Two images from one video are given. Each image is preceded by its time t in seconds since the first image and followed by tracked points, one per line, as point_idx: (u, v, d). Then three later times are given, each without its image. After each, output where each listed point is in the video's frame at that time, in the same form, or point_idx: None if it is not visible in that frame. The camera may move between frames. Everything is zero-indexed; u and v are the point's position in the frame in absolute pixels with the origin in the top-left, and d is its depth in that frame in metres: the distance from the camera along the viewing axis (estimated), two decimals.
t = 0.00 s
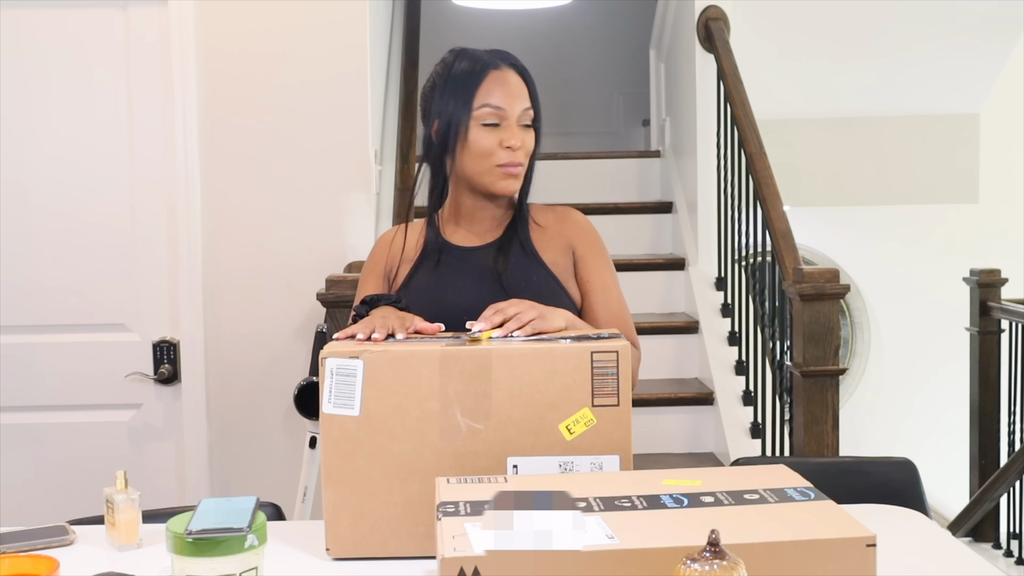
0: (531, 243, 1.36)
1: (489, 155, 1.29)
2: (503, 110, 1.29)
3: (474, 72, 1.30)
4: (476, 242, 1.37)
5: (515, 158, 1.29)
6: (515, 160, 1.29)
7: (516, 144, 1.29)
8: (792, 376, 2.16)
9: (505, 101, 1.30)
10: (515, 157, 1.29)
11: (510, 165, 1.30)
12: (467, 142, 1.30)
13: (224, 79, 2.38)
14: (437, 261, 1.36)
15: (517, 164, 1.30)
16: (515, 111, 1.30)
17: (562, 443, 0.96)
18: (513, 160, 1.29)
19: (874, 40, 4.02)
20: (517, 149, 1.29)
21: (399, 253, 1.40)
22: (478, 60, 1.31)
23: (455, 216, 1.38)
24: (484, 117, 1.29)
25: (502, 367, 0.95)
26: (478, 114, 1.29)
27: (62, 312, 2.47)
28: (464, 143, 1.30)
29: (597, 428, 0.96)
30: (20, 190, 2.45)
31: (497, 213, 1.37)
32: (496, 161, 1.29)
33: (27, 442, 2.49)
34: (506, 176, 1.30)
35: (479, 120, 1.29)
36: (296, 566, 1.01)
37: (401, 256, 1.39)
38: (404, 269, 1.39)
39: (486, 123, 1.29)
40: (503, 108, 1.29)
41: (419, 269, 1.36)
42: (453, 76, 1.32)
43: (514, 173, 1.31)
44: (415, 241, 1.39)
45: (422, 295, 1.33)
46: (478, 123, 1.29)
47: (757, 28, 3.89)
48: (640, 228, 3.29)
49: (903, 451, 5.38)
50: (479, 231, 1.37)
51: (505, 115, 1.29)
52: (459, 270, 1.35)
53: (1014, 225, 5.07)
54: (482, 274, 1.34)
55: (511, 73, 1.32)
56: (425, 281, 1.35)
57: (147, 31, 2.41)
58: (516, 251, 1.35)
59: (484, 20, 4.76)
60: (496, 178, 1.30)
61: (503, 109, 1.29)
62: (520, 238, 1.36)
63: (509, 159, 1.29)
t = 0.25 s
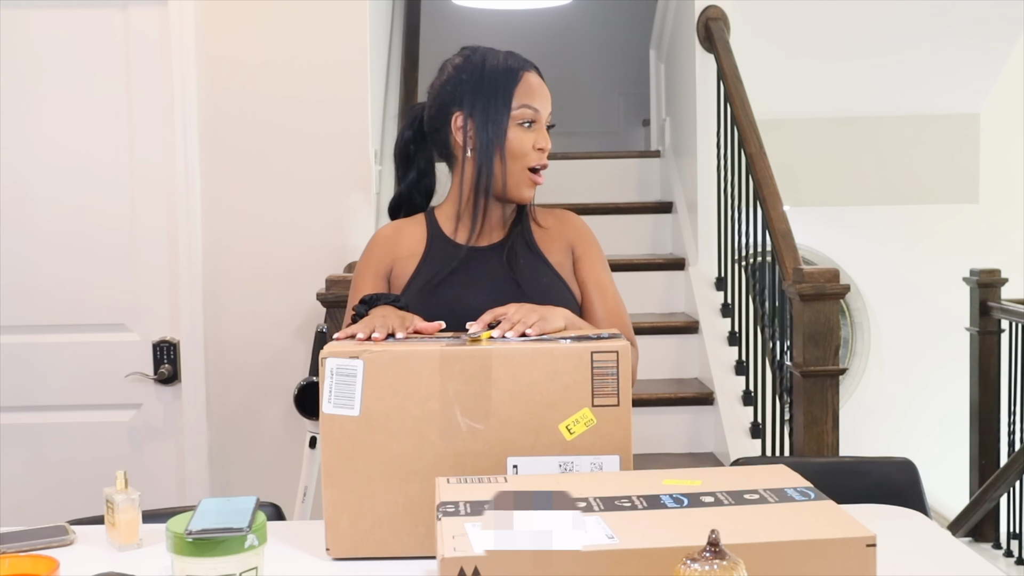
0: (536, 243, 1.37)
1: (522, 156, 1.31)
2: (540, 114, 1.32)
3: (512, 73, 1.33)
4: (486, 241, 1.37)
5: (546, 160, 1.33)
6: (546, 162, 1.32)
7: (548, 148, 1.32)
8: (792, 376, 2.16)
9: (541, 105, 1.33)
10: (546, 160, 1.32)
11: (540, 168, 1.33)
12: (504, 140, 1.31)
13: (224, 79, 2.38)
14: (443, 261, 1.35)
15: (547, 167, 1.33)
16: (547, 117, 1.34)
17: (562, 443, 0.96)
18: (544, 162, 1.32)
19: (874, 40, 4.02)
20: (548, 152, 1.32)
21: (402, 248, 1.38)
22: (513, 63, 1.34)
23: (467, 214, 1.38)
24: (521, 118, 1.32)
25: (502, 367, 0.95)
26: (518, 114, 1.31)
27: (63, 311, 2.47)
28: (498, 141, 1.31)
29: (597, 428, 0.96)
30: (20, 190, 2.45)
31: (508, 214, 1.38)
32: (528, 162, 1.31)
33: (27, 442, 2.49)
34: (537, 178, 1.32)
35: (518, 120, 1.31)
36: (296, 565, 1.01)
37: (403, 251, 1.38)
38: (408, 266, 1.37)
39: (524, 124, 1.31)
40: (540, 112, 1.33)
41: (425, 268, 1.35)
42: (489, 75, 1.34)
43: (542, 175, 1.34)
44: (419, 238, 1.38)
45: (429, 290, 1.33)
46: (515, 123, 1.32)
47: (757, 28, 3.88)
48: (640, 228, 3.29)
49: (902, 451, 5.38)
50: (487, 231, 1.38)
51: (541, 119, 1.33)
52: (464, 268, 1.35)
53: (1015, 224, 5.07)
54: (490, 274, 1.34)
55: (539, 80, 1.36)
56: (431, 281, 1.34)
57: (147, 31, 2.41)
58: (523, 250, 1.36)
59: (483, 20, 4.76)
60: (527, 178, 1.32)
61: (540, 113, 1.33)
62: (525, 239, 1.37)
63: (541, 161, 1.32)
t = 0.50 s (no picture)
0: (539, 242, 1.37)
1: (529, 159, 1.29)
2: (549, 118, 1.31)
3: (523, 76, 1.31)
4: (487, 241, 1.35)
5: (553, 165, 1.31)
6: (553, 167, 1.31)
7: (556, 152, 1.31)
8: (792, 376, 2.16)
9: (550, 109, 1.31)
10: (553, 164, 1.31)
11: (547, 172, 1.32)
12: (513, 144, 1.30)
13: (224, 79, 2.38)
14: (448, 260, 1.34)
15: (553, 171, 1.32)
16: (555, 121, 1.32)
17: (562, 443, 0.96)
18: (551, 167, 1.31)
19: (874, 40, 4.02)
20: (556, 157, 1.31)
21: (404, 245, 1.35)
22: (525, 66, 1.32)
23: (470, 214, 1.37)
24: (530, 121, 1.30)
25: (502, 367, 0.95)
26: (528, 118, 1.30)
27: (63, 311, 2.47)
28: (506, 142, 1.29)
29: (597, 428, 0.96)
30: (20, 190, 2.45)
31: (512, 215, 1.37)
32: (534, 165, 1.30)
33: (28, 442, 2.49)
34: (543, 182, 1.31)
35: (528, 124, 1.30)
36: (296, 565, 1.01)
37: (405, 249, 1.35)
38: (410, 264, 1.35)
39: (534, 127, 1.30)
40: (549, 116, 1.31)
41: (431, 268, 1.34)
42: (500, 77, 1.32)
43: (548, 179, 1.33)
44: (422, 235, 1.36)
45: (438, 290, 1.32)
46: (525, 127, 1.30)
47: (757, 27, 3.88)
48: (640, 228, 3.29)
49: (902, 451, 5.39)
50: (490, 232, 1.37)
51: (550, 123, 1.31)
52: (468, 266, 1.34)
53: (1015, 224, 5.07)
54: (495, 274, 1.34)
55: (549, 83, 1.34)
56: (436, 280, 1.33)
57: (147, 31, 2.41)
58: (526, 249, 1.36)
59: (482, 19, 4.76)
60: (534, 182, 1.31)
61: (549, 117, 1.31)
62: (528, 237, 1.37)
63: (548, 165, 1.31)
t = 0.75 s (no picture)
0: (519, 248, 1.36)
1: (505, 169, 1.23)
2: (529, 127, 1.24)
3: (505, 83, 1.25)
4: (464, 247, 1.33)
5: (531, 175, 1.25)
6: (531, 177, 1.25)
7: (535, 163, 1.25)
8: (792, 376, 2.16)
9: (531, 117, 1.25)
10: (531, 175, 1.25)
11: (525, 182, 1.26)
12: (490, 155, 1.23)
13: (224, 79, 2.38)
14: (430, 269, 1.31)
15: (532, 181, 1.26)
16: (536, 130, 1.26)
17: (562, 444, 0.96)
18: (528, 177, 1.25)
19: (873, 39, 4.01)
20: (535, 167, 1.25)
21: (383, 249, 1.32)
22: (509, 73, 1.26)
23: (449, 220, 1.33)
24: (509, 131, 1.23)
25: (502, 368, 0.95)
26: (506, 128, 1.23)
27: (63, 311, 2.47)
28: (482, 152, 1.23)
29: (597, 428, 0.96)
30: (20, 190, 2.45)
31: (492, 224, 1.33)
32: (510, 176, 1.24)
33: (28, 442, 2.49)
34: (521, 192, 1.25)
35: (506, 134, 1.23)
36: (295, 566, 1.01)
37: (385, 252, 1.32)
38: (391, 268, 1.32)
39: (512, 138, 1.23)
40: (529, 124, 1.24)
41: (410, 276, 1.31)
42: (482, 83, 1.25)
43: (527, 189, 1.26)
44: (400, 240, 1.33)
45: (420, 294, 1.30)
46: (504, 137, 1.23)
47: (757, 27, 3.88)
48: (640, 228, 3.29)
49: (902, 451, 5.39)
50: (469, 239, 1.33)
51: (529, 133, 1.24)
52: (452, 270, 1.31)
53: (1015, 224, 5.07)
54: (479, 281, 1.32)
55: (531, 91, 1.28)
56: (417, 288, 1.30)
57: (147, 31, 2.41)
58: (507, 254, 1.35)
59: (482, 19, 4.76)
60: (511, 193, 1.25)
61: (530, 126, 1.25)
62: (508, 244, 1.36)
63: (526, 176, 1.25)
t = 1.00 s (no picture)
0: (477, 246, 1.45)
1: (456, 174, 1.29)
2: (478, 134, 1.29)
3: (456, 90, 1.30)
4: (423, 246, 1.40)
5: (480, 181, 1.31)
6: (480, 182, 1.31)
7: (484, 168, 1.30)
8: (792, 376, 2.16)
9: (480, 125, 1.30)
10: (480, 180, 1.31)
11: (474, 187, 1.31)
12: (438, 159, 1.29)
13: (224, 79, 2.38)
14: (394, 267, 1.38)
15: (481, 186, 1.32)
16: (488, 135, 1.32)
17: (562, 441, 0.96)
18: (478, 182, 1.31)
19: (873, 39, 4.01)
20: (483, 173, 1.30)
21: (345, 253, 1.37)
22: (459, 80, 1.31)
23: (405, 222, 1.40)
24: (459, 138, 1.29)
25: (503, 365, 0.95)
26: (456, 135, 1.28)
27: (63, 312, 2.47)
28: (433, 158, 1.29)
29: (597, 425, 0.96)
30: (20, 190, 2.45)
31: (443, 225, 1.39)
32: (461, 181, 1.30)
33: (28, 442, 2.49)
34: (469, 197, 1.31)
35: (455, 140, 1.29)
36: (295, 565, 1.00)
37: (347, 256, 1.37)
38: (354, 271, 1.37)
39: (461, 144, 1.29)
40: (479, 132, 1.30)
41: (376, 278, 1.36)
42: (433, 91, 1.30)
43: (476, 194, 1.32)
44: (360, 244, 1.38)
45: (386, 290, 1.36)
46: (454, 143, 1.29)
47: (757, 26, 3.88)
48: (640, 228, 3.29)
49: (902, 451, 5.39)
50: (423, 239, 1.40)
51: (479, 140, 1.30)
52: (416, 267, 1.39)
53: (1015, 224, 5.07)
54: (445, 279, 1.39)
55: (484, 96, 1.33)
56: (385, 286, 1.36)
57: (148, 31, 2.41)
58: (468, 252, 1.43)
59: (482, 19, 4.76)
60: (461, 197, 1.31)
61: (479, 134, 1.30)
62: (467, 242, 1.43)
63: (474, 181, 1.30)
